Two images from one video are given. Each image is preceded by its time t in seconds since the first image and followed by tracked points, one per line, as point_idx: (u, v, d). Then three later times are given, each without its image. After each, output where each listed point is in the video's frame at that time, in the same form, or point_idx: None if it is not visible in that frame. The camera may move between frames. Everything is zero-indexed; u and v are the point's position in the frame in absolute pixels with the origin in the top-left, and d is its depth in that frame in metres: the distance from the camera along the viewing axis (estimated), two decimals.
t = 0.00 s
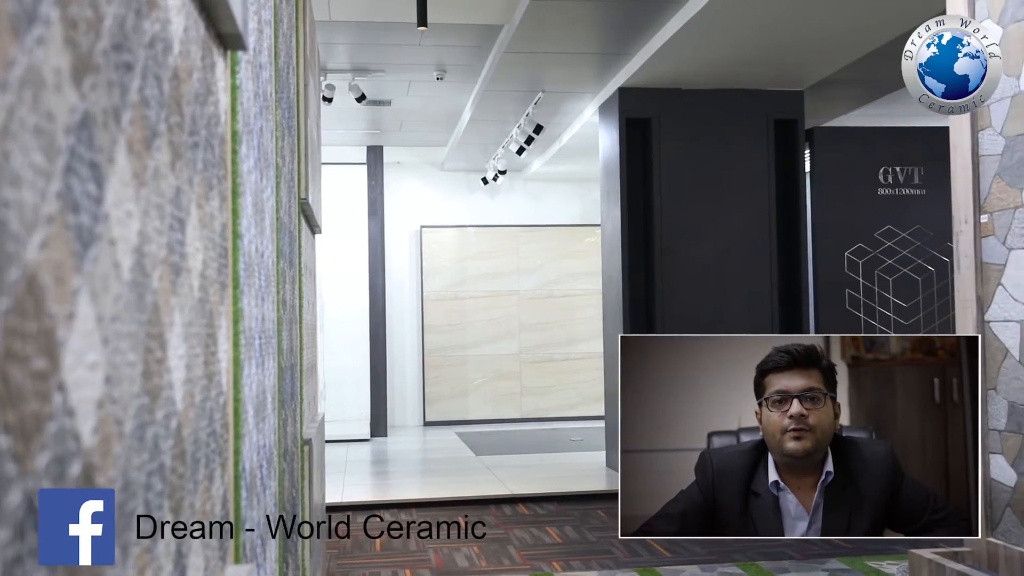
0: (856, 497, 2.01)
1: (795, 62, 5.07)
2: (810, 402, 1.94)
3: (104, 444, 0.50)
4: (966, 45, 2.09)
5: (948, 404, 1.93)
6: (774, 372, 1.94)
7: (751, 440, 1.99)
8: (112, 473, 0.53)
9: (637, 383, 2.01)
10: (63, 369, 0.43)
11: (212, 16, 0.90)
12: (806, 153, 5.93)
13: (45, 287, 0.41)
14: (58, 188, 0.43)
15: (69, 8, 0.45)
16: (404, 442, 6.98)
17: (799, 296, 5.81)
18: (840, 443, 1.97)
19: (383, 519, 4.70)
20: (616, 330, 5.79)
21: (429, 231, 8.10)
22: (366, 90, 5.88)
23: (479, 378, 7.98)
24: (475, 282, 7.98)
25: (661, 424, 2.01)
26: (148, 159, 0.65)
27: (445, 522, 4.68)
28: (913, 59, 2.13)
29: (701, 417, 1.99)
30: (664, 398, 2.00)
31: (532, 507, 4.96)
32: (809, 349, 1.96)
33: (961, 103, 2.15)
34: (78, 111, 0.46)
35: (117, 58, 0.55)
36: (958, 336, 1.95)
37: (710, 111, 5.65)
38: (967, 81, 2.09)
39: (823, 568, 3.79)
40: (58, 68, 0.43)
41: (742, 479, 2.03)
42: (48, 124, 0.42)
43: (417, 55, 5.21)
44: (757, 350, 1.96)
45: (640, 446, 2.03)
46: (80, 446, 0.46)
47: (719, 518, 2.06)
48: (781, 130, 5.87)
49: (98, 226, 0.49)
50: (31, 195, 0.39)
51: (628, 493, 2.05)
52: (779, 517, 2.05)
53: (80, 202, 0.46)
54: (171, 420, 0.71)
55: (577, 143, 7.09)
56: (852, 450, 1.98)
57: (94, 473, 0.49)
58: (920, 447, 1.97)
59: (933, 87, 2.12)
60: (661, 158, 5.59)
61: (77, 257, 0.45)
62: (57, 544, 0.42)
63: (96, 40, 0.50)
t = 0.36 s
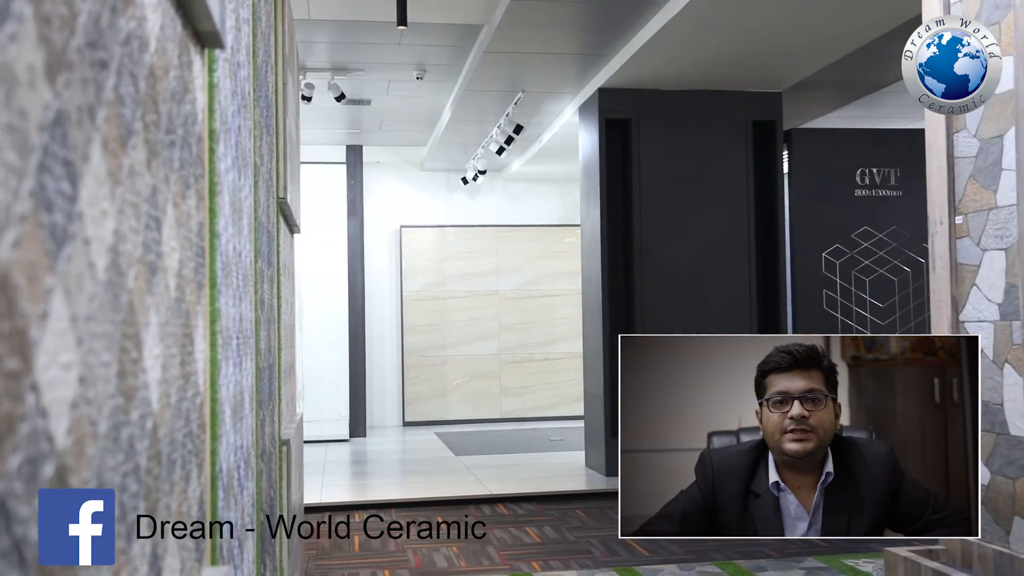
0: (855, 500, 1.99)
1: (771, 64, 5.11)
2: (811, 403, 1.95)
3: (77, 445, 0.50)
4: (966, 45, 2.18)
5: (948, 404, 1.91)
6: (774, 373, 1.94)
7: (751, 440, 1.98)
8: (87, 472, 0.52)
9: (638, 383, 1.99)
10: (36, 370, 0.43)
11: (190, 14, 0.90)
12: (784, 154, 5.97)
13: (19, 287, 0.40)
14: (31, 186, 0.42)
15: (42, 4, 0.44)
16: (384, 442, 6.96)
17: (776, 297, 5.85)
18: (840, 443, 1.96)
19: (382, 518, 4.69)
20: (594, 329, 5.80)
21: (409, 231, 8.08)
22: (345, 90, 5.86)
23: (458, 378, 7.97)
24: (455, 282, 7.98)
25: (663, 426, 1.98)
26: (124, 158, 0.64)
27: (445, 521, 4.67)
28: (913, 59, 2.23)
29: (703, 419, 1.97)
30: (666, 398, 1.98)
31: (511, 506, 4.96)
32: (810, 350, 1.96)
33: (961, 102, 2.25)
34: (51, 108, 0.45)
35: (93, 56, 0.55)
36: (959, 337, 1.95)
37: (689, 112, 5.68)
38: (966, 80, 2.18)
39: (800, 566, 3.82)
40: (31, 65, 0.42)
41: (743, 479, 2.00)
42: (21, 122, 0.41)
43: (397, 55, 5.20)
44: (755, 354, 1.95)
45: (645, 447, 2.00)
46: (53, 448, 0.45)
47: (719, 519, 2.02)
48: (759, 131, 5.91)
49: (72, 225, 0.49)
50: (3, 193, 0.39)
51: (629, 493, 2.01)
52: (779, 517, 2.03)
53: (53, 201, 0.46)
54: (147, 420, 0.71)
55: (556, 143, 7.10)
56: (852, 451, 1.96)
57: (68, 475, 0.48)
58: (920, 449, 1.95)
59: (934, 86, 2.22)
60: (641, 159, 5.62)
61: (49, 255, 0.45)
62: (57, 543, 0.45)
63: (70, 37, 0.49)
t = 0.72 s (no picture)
0: (855, 500, 2.07)
1: (739, 67, 5.17)
2: (811, 404, 2.03)
3: (38, 446, 0.49)
4: (966, 45, 2.10)
5: (947, 404, 2.00)
6: (774, 373, 2.02)
7: (751, 440, 2.05)
8: (49, 472, 0.52)
9: (639, 383, 2.06)
10: None
11: (156, 11, 0.89)
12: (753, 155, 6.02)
13: None
14: None
15: None
16: (353, 442, 6.90)
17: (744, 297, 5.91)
18: (836, 444, 2.04)
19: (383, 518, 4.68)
20: (564, 329, 5.81)
21: (379, 230, 8.02)
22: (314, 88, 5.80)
23: (428, 378, 7.93)
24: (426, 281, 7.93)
25: (663, 426, 2.06)
26: (88, 155, 0.63)
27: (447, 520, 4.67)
28: (914, 59, 2.16)
29: (701, 420, 2.04)
30: (667, 398, 2.05)
31: (481, 506, 4.96)
32: (810, 351, 2.03)
33: (960, 103, 2.17)
34: (13, 105, 0.45)
35: (55, 51, 0.54)
36: (959, 337, 2.02)
37: (658, 113, 5.72)
38: (967, 80, 2.12)
39: (768, 565, 3.84)
40: None
41: (743, 481, 2.08)
42: None
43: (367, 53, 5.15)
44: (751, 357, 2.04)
45: (644, 446, 2.08)
46: (9, 449, 0.45)
47: (721, 518, 2.10)
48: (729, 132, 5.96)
49: (34, 224, 0.48)
50: None
51: (631, 493, 2.09)
52: (779, 517, 2.10)
53: (14, 198, 0.45)
54: (111, 421, 0.69)
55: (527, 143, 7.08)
56: (852, 451, 2.04)
57: (28, 477, 0.48)
58: (921, 450, 2.03)
59: (934, 87, 2.15)
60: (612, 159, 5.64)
61: (10, 253, 0.44)
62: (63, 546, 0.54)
63: (31, 33, 0.48)
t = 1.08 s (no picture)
0: (855, 500, 1.83)
1: (707, 69, 5.22)
2: (812, 405, 1.78)
3: None
4: (966, 45, 2.00)
5: (948, 405, 1.77)
6: (775, 372, 1.79)
7: (752, 440, 1.81)
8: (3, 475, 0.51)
9: (638, 383, 1.83)
10: None
11: (118, 5, 0.86)
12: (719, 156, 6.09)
13: None
14: None
15: None
16: (319, 443, 6.85)
17: (710, 296, 5.99)
18: (839, 445, 1.79)
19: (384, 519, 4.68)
20: (531, 329, 5.82)
21: (346, 230, 8.00)
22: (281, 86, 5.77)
23: (395, 379, 7.90)
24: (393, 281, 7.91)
25: (662, 425, 1.82)
26: (49, 153, 0.62)
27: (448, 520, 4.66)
28: (913, 60, 2.04)
29: (702, 418, 1.80)
30: (666, 399, 1.81)
31: (448, 506, 4.95)
32: (812, 350, 1.81)
33: (959, 103, 2.06)
34: None
35: (13, 45, 0.53)
36: (959, 336, 1.79)
37: (624, 114, 5.76)
38: (967, 80, 2.00)
39: (733, 562, 3.87)
40: None
41: (743, 479, 1.83)
42: None
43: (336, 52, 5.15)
44: (755, 353, 1.81)
45: (641, 447, 1.84)
46: None
47: (721, 519, 1.86)
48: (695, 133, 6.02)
49: None
50: None
51: (628, 494, 1.85)
52: (779, 517, 1.86)
53: None
54: (72, 422, 0.67)
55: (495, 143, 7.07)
56: (853, 452, 1.79)
57: None
58: (921, 449, 1.80)
59: (933, 87, 2.03)
60: (579, 160, 5.67)
61: None
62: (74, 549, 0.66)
63: None
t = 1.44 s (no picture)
0: (855, 501, 1.80)
1: (677, 71, 5.27)
2: (816, 408, 1.73)
3: None
4: (966, 45, 2.09)
5: (948, 405, 1.73)
6: (781, 372, 1.72)
7: (752, 441, 1.75)
8: None
9: (637, 383, 1.75)
10: None
11: (81, 1, 0.85)
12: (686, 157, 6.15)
13: None
14: None
15: None
16: (287, 443, 6.80)
17: (678, 297, 6.05)
18: (840, 446, 1.74)
19: (383, 518, 4.62)
20: (500, 330, 5.84)
21: (314, 229, 7.93)
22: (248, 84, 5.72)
23: (364, 379, 7.85)
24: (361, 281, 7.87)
25: (662, 424, 1.74)
26: (9, 152, 0.60)
27: (448, 522, 4.64)
28: (914, 59, 2.15)
29: (703, 418, 1.73)
30: (667, 399, 1.74)
31: (418, 506, 4.93)
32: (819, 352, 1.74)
33: (960, 103, 2.16)
34: None
35: None
36: (958, 337, 1.77)
37: (593, 115, 5.79)
38: (967, 80, 2.09)
39: (701, 561, 3.87)
40: None
41: (743, 479, 1.79)
42: None
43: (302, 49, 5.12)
44: (760, 352, 1.74)
45: (639, 447, 1.77)
46: None
47: (719, 520, 1.80)
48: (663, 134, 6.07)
49: None
50: None
51: (624, 494, 1.78)
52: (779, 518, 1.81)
53: None
54: (33, 423, 0.66)
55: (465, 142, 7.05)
56: (854, 452, 1.75)
57: None
58: (921, 448, 1.75)
59: (933, 87, 2.14)
60: (548, 160, 5.70)
61: None
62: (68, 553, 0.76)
63: None
